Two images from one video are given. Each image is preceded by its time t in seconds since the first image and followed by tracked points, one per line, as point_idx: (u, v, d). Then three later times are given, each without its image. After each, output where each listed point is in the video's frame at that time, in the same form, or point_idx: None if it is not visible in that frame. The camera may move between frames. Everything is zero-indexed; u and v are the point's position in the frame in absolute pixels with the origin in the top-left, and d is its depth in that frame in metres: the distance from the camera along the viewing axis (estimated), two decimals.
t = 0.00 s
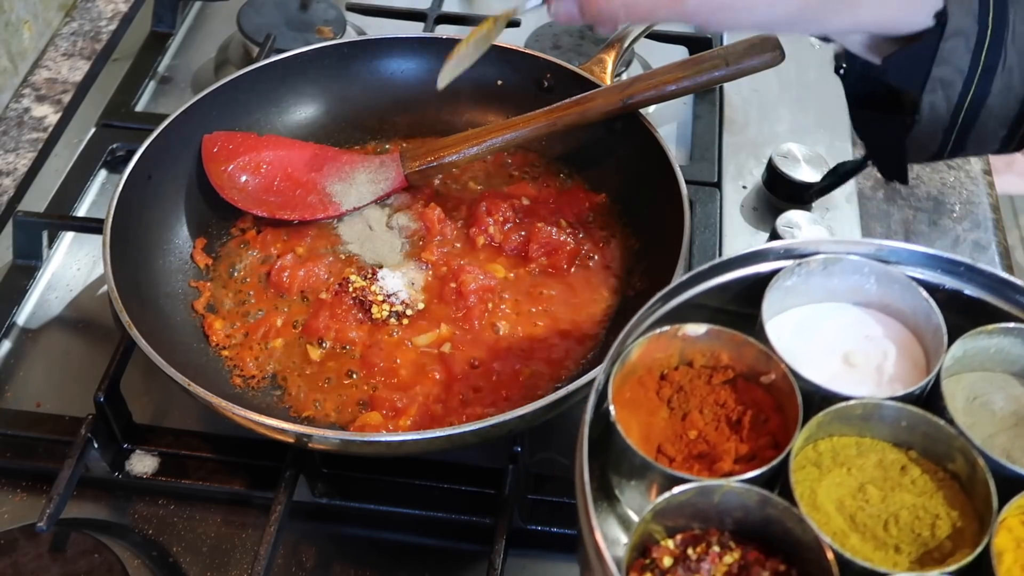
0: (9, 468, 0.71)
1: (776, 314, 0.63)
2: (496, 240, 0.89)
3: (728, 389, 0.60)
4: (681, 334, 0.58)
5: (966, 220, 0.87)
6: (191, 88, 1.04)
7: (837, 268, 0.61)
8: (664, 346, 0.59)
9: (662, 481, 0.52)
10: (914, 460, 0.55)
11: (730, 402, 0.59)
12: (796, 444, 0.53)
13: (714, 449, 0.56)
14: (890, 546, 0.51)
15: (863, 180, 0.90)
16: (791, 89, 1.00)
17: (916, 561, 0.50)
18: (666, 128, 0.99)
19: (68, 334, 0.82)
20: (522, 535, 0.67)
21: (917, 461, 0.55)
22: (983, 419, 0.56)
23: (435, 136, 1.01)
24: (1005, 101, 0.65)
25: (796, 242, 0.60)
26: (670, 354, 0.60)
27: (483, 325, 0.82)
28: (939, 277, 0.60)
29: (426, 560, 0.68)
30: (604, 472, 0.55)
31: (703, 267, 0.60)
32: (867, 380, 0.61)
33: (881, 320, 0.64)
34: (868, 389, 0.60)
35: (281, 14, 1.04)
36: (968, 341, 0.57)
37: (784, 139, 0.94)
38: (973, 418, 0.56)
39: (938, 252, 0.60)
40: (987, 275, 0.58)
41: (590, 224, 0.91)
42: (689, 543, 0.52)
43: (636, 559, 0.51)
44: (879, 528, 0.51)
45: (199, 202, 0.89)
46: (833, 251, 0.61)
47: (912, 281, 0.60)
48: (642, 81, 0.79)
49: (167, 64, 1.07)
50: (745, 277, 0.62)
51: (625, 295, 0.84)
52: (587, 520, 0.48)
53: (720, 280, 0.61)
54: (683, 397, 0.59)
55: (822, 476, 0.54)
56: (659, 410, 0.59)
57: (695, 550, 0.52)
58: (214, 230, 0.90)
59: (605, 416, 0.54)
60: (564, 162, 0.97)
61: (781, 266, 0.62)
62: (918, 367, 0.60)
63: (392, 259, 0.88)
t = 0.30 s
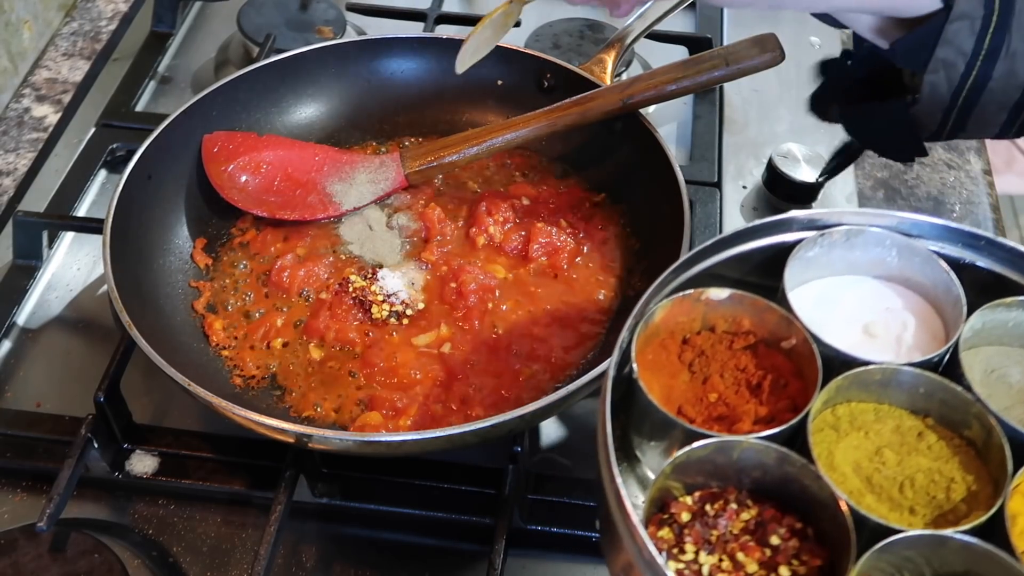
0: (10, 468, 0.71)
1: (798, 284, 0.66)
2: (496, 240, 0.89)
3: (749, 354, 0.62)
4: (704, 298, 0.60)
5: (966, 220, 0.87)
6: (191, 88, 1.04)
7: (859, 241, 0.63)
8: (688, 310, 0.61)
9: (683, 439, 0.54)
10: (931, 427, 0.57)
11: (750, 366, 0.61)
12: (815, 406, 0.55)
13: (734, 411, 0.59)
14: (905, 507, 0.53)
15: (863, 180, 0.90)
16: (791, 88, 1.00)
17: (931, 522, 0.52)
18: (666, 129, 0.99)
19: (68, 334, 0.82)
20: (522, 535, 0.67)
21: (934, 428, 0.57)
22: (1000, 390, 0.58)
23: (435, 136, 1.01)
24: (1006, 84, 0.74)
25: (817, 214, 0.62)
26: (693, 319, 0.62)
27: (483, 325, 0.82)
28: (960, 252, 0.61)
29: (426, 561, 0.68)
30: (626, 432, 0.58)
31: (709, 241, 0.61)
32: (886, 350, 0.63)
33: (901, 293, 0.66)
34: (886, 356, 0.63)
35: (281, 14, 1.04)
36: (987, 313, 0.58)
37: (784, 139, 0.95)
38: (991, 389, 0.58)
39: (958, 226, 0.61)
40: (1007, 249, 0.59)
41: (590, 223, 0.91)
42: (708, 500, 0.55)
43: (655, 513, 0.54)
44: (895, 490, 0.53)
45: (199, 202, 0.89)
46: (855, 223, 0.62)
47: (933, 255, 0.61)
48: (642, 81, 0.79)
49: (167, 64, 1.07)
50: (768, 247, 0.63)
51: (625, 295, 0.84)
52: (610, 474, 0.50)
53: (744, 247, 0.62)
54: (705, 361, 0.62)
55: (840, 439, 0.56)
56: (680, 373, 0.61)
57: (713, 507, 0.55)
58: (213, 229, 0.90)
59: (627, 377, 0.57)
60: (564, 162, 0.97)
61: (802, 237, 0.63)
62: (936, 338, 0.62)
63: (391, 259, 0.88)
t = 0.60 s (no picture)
0: (9, 468, 0.71)
1: (804, 281, 0.66)
2: (496, 240, 0.89)
3: (755, 352, 0.63)
4: (711, 296, 0.61)
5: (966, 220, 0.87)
6: (191, 88, 1.04)
7: (866, 238, 0.63)
8: (695, 308, 0.61)
9: (691, 437, 0.55)
10: (937, 424, 0.57)
11: (757, 364, 0.62)
12: (821, 403, 0.55)
13: (742, 408, 0.59)
14: (911, 504, 0.53)
15: (863, 180, 0.90)
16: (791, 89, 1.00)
17: (938, 519, 0.52)
18: (666, 129, 0.99)
19: (68, 334, 0.82)
20: (522, 535, 0.67)
21: (941, 426, 0.57)
22: (1007, 387, 0.58)
23: (434, 136, 1.01)
24: (1002, 84, 0.74)
25: (824, 212, 0.62)
26: (701, 317, 0.62)
27: (483, 325, 0.82)
28: (967, 250, 0.61)
29: (427, 560, 0.68)
30: (633, 429, 0.58)
31: (712, 242, 0.60)
32: (892, 347, 0.63)
33: (908, 290, 0.66)
34: (893, 352, 0.63)
35: (281, 14, 1.04)
36: (994, 310, 0.59)
37: (784, 139, 0.95)
38: (998, 386, 0.58)
39: (964, 225, 0.61)
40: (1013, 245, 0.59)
41: (590, 223, 0.91)
42: (716, 498, 0.55)
43: (662, 510, 0.54)
44: (901, 487, 0.53)
45: (199, 202, 0.89)
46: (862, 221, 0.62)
47: (940, 252, 0.61)
48: (642, 81, 0.79)
49: (167, 64, 1.07)
50: (775, 243, 0.63)
51: (625, 295, 0.84)
52: (617, 470, 0.49)
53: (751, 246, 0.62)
54: (712, 359, 0.62)
55: (847, 436, 0.56)
56: (688, 370, 0.61)
57: (720, 504, 0.55)
58: (214, 229, 0.90)
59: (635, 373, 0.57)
60: (564, 162, 0.97)
61: (807, 236, 0.63)
62: (943, 335, 0.63)
63: (391, 259, 0.88)
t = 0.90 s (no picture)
0: (10, 468, 0.71)
1: (805, 283, 0.66)
2: (496, 240, 0.89)
3: (755, 355, 0.63)
4: (711, 299, 0.61)
5: (966, 220, 0.87)
6: (191, 88, 1.04)
7: (866, 240, 0.63)
8: (695, 310, 0.61)
9: (690, 439, 0.55)
10: (937, 426, 0.57)
11: (757, 367, 0.62)
12: (821, 405, 0.55)
13: (741, 411, 0.59)
14: (911, 507, 0.53)
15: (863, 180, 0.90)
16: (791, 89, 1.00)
17: (937, 521, 0.52)
18: (666, 129, 0.99)
19: (68, 334, 0.82)
20: (522, 535, 0.67)
21: (940, 427, 0.57)
22: (1008, 389, 0.58)
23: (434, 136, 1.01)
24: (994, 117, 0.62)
25: (824, 214, 0.62)
26: (701, 320, 0.62)
27: (483, 325, 0.82)
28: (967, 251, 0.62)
29: (427, 561, 0.68)
30: (633, 432, 0.58)
31: (709, 246, 0.61)
32: (892, 350, 0.63)
33: (908, 292, 0.66)
34: (895, 354, 0.62)
35: (281, 14, 1.04)
36: (993, 312, 0.59)
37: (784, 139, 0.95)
38: (999, 388, 0.58)
39: (964, 225, 0.61)
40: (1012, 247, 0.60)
41: (590, 223, 0.91)
42: (715, 500, 0.55)
43: (662, 512, 0.54)
44: (901, 489, 0.53)
45: (199, 202, 0.89)
46: (861, 223, 0.62)
47: (939, 254, 0.61)
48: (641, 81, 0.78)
49: (167, 64, 1.07)
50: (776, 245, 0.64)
51: (625, 295, 0.84)
52: (616, 471, 0.50)
53: (750, 250, 0.63)
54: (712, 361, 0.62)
55: (847, 438, 0.56)
56: (688, 373, 0.61)
57: (720, 507, 0.55)
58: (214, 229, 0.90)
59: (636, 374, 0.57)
60: (564, 162, 0.97)
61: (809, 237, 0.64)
62: (942, 337, 0.62)
63: (391, 259, 0.88)
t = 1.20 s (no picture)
0: (10, 468, 0.71)
1: (798, 290, 0.66)
2: (496, 240, 0.89)
3: (748, 362, 0.63)
4: (703, 305, 0.61)
5: (966, 220, 0.87)
6: (191, 88, 1.04)
7: (858, 246, 0.63)
8: (687, 317, 0.61)
9: (683, 447, 0.54)
10: (931, 433, 0.57)
11: (750, 373, 0.62)
12: (814, 412, 0.55)
13: (734, 418, 0.58)
14: (904, 514, 0.53)
15: (863, 181, 0.90)
16: (791, 89, 1.00)
17: (931, 528, 0.52)
18: (666, 129, 0.99)
19: (68, 334, 0.82)
20: (522, 535, 0.67)
21: (934, 434, 0.57)
22: (1000, 395, 0.58)
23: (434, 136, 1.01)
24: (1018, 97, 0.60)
25: (816, 221, 0.62)
26: (693, 326, 0.62)
27: (483, 325, 0.82)
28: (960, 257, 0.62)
29: (427, 560, 0.68)
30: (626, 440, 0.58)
31: (701, 252, 0.61)
32: (885, 356, 0.63)
33: (901, 297, 0.66)
34: (886, 360, 0.63)
35: (281, 14, 1.04)
36: (986, 318, 0.59)
37: (784, 139, 0.94)
38: (991, 394, 0.58)
39: (957, 231, 0.61)
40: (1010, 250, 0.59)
41: (590, 223, 0.91)
42: (708, 509, 0.55)
43: (654, 521, 0.54)
44: (894, 497, 0.53)
45: (199, 202, 0.89)
46: (854, 229, 0.62)
47: (932, 259, 0.61)
48: (642, 81, 0.79)
49: (167, 64, 1.07)
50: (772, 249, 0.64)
51: (625, 295, 0.84)
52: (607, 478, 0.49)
53: (743, 255, 0.63)
54: (704, 368, 0.62)
55: (840, 446, 0.56)
56: (680, 380, 0.61)
57: (712, 515, 0.55)
58: (214, 229, 0.90)
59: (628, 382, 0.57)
60: (564, 161, 0.97)
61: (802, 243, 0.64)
62: (935, 343, 0.62)
63: (391, 258, 0.88)
